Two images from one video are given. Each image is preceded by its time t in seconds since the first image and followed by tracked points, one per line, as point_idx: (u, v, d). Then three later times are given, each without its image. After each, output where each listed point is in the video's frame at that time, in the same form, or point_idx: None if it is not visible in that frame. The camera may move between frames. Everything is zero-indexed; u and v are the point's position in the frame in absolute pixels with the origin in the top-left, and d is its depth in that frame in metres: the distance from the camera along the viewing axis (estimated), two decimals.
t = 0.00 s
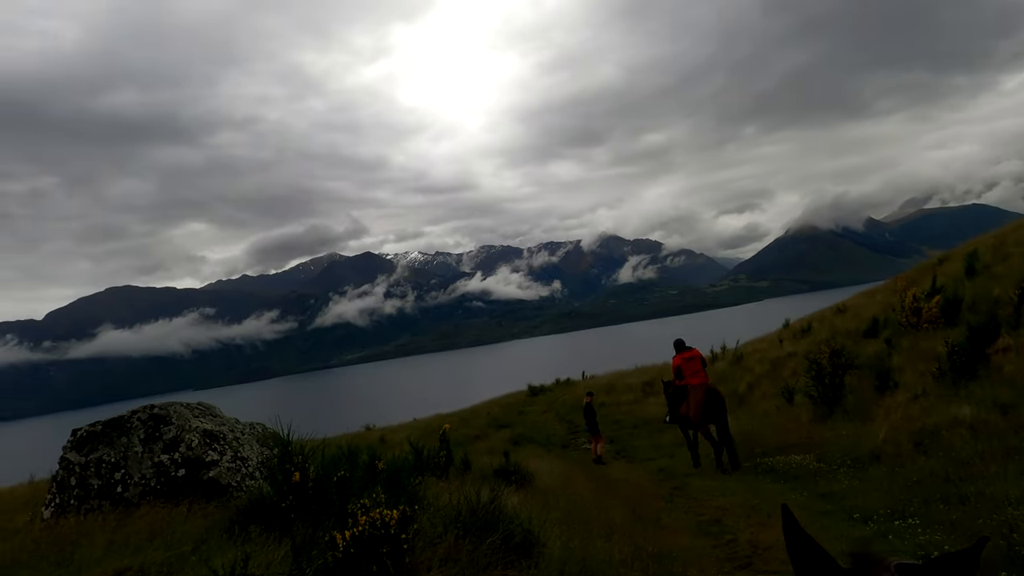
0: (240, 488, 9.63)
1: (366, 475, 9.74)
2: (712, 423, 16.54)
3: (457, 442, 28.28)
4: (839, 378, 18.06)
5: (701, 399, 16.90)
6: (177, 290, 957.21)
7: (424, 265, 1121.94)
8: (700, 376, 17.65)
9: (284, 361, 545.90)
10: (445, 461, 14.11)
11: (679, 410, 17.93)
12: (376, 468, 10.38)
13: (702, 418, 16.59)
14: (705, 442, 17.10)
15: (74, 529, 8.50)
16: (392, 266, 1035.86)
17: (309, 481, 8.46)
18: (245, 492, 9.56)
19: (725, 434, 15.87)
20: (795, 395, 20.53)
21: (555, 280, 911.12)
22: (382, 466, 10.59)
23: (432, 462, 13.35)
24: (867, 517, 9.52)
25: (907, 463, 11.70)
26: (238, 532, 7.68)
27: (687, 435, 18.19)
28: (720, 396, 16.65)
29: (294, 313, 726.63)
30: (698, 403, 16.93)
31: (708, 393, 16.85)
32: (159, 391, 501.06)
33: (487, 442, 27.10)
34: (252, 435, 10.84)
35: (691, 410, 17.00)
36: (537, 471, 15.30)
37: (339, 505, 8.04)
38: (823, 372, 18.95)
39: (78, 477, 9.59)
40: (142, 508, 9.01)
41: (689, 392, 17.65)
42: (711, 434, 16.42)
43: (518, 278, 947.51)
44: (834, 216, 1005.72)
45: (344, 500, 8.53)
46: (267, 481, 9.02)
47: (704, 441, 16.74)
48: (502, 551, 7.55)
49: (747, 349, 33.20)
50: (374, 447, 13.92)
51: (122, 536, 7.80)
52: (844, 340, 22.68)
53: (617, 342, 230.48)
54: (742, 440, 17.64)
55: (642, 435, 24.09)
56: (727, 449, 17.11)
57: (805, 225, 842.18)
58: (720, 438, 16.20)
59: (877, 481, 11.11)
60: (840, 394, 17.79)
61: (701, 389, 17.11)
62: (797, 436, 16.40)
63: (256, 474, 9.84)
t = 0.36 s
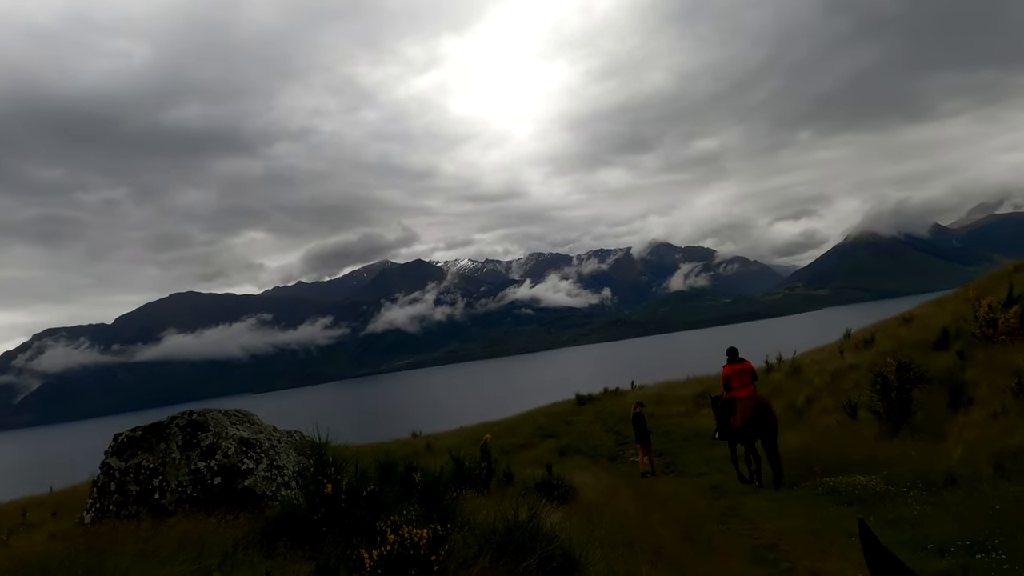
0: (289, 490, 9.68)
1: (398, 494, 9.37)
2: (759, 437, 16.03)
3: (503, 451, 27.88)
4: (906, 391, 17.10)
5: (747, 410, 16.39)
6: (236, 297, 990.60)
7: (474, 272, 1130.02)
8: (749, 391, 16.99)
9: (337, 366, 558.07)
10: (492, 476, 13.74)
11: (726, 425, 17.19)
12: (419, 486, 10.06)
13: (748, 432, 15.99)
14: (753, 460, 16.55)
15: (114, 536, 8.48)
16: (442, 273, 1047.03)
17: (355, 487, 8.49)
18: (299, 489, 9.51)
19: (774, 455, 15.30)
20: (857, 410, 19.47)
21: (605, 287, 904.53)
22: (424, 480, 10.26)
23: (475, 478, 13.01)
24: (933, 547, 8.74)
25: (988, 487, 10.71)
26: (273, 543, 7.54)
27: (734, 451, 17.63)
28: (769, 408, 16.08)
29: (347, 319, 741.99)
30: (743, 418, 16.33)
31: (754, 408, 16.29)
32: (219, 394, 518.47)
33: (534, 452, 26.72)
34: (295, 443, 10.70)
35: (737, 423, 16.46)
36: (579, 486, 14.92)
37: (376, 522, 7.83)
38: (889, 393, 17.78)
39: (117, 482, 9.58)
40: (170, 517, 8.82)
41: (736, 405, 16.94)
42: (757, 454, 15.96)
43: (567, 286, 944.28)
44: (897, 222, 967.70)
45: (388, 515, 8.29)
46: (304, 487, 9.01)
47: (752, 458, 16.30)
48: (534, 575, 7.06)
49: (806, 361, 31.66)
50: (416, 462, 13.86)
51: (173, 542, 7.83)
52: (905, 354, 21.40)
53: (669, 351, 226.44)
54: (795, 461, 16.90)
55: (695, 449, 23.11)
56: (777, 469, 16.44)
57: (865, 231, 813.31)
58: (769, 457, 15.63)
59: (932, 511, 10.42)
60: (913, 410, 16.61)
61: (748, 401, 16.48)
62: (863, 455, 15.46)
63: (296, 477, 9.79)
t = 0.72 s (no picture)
0: (313, 507, 9.37)
1: (424, 514, 8.96)
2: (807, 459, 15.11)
3: (544, 469, 27.15)
4: (975, 410, 15.83)
5: (793, 432, 15.49)
6: (288, 310, 1017.30)
7: (520, 286, 1132.43)
8: (792, 411, 16.07)
9: (384, 378, 566.33)
10: (525, 495, 13.16)
11: (772, 446, 16.21)
12: (446, 509, 9.51)
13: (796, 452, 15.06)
14: (801, 486, 15.60)
15: (140, 550, 8.39)
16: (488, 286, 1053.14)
17: (376, 512, 8.08)
18: (321, 507, 9.06)
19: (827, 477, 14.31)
20: (922, 430, 18.15)
21: (651, 301, 894.22)
22: (451, 502, 9.82)
23: (507, 498, 12.40)
24: None
25: None
26: (287, 567, 7.18)
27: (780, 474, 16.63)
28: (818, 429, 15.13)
29: (394, 331, 752.38)
30: (791, 437, 15.50)
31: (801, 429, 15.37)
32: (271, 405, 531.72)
33: (576, 470, 25.98)
34: (316, 456, 10.40)
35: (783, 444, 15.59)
36: (619, 507, 14.17)
37: (389, 552, 7.22)
38: (951, 413, 16.56)
39: (145, 497, 9.46)
40: (186, 538, 8.59)
41: (780, 428, 16.00)
42: (806, 478, 15.07)
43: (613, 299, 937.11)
44: (960, 233, 928.45)
45: (409, 540, 7.81)
46: (319, 509, 8.70)
47: (803, 479, 15.46)
48: None
49: (863, 377, 30.01)
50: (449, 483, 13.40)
51: (186, 563, 7.52)
52: (976, 371, 19.87)
53: (717, 366, 222.22)
54: (849, 486, 15.83)
55: (744, 470, 22.07)
56: (830, 493, 15.48)
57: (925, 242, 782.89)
58: (821, 484, 14.59)
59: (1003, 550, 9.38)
60: (984, 435, 15.30)
61: (795, 422, 15.61)
62: (925, 481, 14.33)
63: (318, 496, 9.52)
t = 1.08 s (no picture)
0: (330, 496, 9.40)
1: (425, 525, 8.85)
2: (817, 469, 15.01)
3: (557, 477, 26.75)
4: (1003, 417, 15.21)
5: (803, 439, 15.39)
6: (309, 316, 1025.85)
7: (539, 293, 1131.30)
8: (801, 421, 15.97)
9: (403, 385, 568.04)
10: (534, 508, 12.87)
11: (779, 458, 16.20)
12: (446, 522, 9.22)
13: (804, 461, 15.00)
14: (808, 494, 15.50)
15: (128, 563, 8.17)
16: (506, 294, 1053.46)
17: (386, 518, 8.42)
18: (340, 506, 9.18)
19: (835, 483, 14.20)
20: (948, 441, 17.59)
21: (671, 309, 887.98)
22: (455, 516, 9.43)
23: (516, 508, 12.20)
24: None
25: None
26: None
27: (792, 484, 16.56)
28: (826, 438, 14.97)
29: (413, 339, 754.81)
30: (801, 445, 15.21)
31: (809, 436, 15.31)
32: (291, 412, 535.48)
33: (590, 479, 25.52)
34: (324, 459, 10.31)
35: (792, 454, 15.38)
36: (626, 516, 13.99)
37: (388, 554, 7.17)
38: (976, 426, 16.05)
39: (139, 502, 9.26)
40: (187, 544, 8.44)
41: (789, 437, 15.89)
42: (819, 487, 14.81)
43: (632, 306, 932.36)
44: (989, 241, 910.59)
45: (406, 542, 7.73)
46: (317, 510, 8.81)
47: (811, 492, 15.16)
48: None
49: (886, 387, 29.15)
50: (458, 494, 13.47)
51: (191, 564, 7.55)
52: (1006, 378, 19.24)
53: (740, 375, 219.56)
54: (867, 500, 15.41)
55: (766, 482, 21.31)
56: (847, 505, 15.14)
57: (952, 250, 769.07)
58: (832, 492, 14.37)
59: (1019, 560, 9.12)
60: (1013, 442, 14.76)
61: (802, 429, 15.60)
62: (947, 491, 13.92)
63: (320, 493, 9.39)
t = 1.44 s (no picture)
0: (325, 499, 9.35)
1: (416, 533, 8.74)
2: (813, 478, 15.09)
3: (559, 480, 26.64)
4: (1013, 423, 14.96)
5: (799, 449, 15.48)
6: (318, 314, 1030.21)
7: (547, 293, 1131.16)
8: (800, 429, 16.19)
9: (411, 383, 569.45)
10: (531, 514, 12.49)
11: (778, 467, 16.28)
12: (435, 526, 8.97)
13: (802, 471, 15.01)
14: (806, 503, 15.56)
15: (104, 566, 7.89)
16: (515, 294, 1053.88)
17: (375, 524, 8.30)
18: (334, 508, 9.13)
19: (829, 494, 14.28)
20: (959, 449, 17.24)
21: (680, 310, 885.33)
22: (445, 518, 9.20)
23: (511, 514, 12.02)
24: None
25: None
26: None
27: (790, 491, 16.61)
28: (822, 448, 15.06)
29: (421, 338, 756.59)
30: (797, 455, 15.17)
31: (806, 445, 15.38)
32: (300, 410, 537.65)
33: (592, 482, 25.40)
34: (318, 464, 10.13)
35: (790, 463, 15.40)
36: (626, 521, 13.99)
37: (376, 561, 6.99)
38: (984, 435, 15.83)
39: (119, 503, 9.04)
40: (168, 547, 8.26)
41: (786, 445, 16.13)
42: (814, 493, 14.76)
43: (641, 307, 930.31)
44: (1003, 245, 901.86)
45: (394, 551, 7.53)
46: (307, 509, 8.78)
47: (807, 500, 15.17)
48: None
49: (895, 392, 28.78)
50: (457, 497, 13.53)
51: (170, 571, 7.36)
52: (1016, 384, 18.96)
53: (748, 377, 218.54)
54: (867, 508, 15.29)
55: (769, 487, 21.15)
56: (848, 515, 15.01)
57: (965, 253, 762.53)
58: (825, 498, 14.45)
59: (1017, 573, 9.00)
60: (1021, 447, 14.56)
61: (799, 439, 15.69)
62: (949, 501, 13.85)
63: (310, 492, 9.36)
